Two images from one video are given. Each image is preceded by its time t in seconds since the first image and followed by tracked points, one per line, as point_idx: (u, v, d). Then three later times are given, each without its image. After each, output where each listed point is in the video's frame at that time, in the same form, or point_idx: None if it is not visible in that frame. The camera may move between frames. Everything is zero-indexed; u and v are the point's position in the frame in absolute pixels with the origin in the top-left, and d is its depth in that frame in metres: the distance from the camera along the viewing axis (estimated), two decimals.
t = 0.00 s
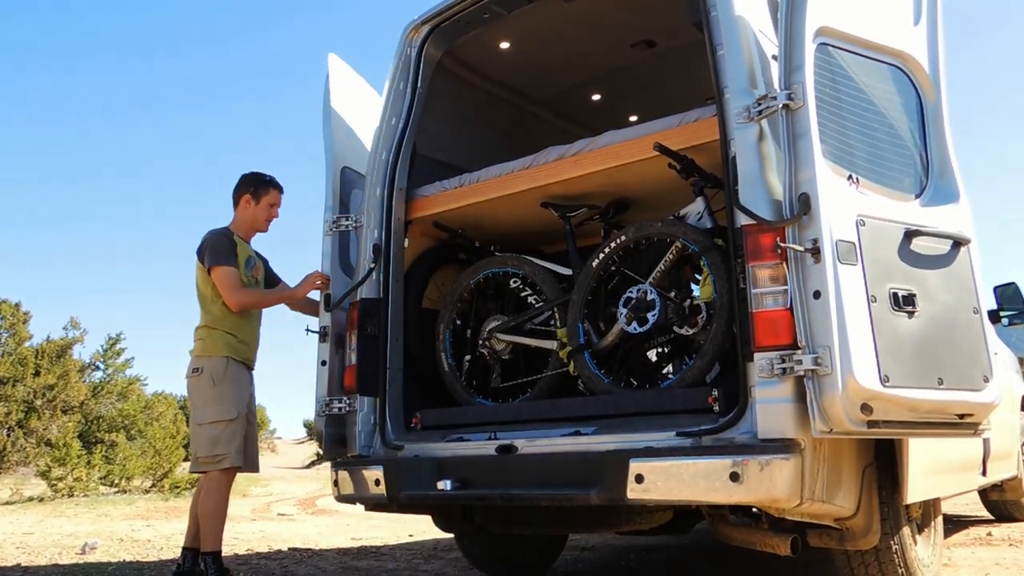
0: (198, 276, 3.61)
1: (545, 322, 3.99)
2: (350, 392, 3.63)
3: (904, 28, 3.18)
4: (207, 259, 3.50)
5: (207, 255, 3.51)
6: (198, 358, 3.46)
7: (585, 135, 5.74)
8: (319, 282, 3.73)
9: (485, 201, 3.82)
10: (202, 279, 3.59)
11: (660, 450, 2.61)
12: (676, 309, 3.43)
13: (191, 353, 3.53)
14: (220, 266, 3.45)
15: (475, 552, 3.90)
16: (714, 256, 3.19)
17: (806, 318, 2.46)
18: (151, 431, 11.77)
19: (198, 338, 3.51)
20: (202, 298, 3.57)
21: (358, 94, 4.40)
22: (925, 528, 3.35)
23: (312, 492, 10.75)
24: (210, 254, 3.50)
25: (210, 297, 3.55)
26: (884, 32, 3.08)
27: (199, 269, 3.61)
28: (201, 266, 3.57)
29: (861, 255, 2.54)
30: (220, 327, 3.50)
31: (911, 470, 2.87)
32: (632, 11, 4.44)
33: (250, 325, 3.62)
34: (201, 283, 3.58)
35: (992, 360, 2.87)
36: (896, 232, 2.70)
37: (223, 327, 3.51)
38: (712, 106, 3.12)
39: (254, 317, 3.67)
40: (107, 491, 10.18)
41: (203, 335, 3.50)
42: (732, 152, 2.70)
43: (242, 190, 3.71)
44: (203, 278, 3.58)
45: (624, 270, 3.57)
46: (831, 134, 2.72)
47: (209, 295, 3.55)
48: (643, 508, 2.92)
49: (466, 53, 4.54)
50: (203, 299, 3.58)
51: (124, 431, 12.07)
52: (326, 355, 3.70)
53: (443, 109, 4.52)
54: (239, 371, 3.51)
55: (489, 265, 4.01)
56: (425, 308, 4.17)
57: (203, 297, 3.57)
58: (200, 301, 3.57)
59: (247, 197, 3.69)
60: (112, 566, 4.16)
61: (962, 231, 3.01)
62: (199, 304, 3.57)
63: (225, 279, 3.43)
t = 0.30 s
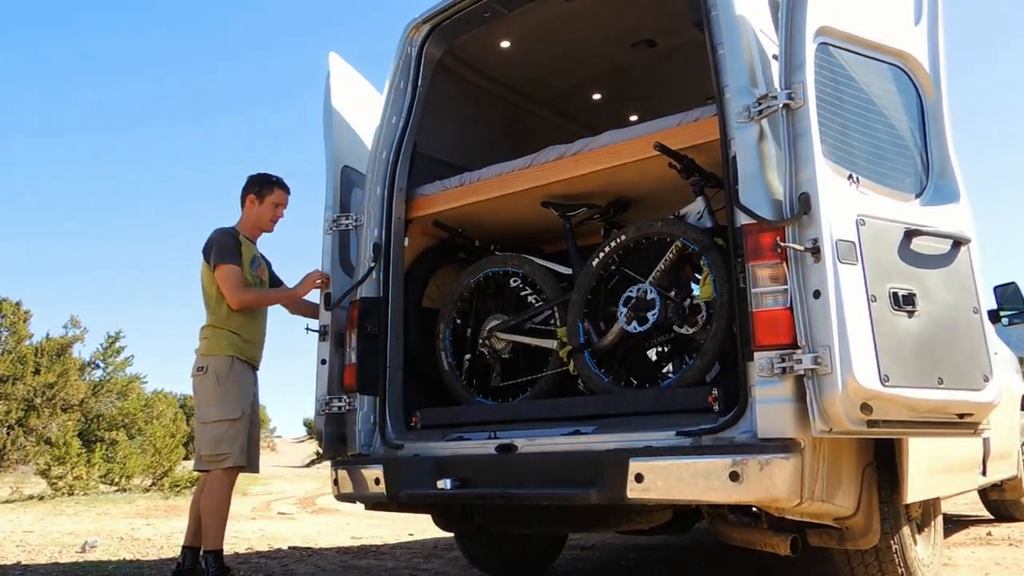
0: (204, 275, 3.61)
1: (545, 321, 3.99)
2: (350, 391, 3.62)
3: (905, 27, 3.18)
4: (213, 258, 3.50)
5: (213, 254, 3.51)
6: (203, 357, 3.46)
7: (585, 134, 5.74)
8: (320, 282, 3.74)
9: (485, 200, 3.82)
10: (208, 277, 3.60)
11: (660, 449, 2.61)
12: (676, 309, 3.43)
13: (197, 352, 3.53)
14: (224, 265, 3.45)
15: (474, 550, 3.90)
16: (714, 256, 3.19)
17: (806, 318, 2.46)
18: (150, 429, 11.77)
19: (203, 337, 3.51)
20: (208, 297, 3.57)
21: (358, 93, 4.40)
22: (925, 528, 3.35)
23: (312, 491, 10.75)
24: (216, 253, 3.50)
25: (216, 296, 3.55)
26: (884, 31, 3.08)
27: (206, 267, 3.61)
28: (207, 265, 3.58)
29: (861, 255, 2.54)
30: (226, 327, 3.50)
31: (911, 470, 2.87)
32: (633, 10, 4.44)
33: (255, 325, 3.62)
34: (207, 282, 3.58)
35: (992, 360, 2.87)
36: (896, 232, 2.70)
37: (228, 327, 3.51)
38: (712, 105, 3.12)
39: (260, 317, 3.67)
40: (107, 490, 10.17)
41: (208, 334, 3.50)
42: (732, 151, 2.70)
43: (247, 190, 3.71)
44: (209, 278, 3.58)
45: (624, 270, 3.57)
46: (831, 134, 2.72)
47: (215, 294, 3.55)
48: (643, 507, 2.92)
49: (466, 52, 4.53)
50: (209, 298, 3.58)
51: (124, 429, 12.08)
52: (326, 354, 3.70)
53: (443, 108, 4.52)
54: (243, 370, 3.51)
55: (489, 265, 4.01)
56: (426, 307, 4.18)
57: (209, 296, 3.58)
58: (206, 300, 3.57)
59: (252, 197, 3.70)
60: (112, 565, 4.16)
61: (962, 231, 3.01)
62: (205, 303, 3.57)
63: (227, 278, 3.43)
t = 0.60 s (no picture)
0: (195, 274, 3.62)
1: (545, 321, 3.99)
2: (350, 390, 3.62)
3: (905, 27, 3.18)
4: (201, 256, 3.51)
5: (200, 254, 3.52)
6: (193, 355, 3.47)
7: (586, 134, 5.74)
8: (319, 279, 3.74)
9: (485, 200, 3.82)
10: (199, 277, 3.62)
11: (660, 449, 2.61)
12: (676, 309, 3.43)
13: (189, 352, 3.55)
14: (215, 263, 3.45)
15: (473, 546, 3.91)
16: (714, 255, 3.19)
17: (806, 317, 2.45)
18: (150, 428, 11.77)
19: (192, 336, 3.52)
20: (199, 296, 3.59)
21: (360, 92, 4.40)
22: (925, 528, 3.36)
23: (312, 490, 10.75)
24: (204, 252, 3.51)
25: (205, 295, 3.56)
26: (884, 31, 3.08)
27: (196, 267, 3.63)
28: (197, 265, 3.59)
29: (862, 254, 2.54)
30: (212, 324, 3.50)
31: (911, 470, 2.87)
32: (633, 10, 4.44)
33: (247, 322, 3.60)
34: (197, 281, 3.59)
35: (992, 360, 2.87)
36: (897, 231, 2.70)
37: (216, 324, 3.50)
38: (713, 104, 3.12)
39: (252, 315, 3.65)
40: (107, 489, 10.17)
41: (197, 332, 3.51)
42: (732, 151, 2.69)
43: (238, 188, 3.72)
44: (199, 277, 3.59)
45: (624, 269, 3.57)
46: (831, 133, 2.72)
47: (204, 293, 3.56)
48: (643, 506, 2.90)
49: (467, 51, 4.54)
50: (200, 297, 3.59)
51: (124, 428, 12.08)
52: (327, 353, 3.69)
53: (444, 107, 4.52)
54: (235, 366, 3.50)
55: (489, 264, 4.01)
56: (426, 306, 4.17)
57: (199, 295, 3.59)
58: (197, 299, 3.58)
59: (242, 194, 3.69)
60: (112, 564, 4.16)
61: (963, 231, 3.01)
62: (196, 302, 3.58)
63: (223, 274, 3.43)
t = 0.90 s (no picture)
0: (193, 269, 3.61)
1: (545, 320, 4.00)
2: (350, 389, 3.62)
3: (905, 27, 3.18)
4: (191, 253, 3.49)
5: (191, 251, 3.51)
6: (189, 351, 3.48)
7: (586, 133, 5.74)
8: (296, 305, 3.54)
9: (485, 199, 3.82)
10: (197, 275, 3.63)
11: (659, 449, 2.61)
12: (676, 308, 3.43)
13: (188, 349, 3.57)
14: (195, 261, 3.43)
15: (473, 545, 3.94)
16: (714, 255, 3.19)
17: (806, 317, 2.46)
18: (150, 427, 11.77)
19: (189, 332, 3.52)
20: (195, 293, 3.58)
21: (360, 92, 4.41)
22: (925, 528, 3.36)
23: (311, 489, 10.75)
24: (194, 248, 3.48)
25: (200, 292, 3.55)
26: (884, 31, 3.08)
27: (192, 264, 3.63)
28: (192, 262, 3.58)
29: (862, 254, 2.54)
30: (208, 321, 3.48)
31: (911, 470, 2.87)
32: (633, 9, 4.44)
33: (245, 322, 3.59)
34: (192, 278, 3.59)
35: (992, 360, 2.87)
36: (897, 231, 2.70)
37: (212, 321, 3.48)
38: (713, 104, 3.12)
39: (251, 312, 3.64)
40: (106, 488, 10.16)
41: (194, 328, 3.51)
42: (732, 151, 2.69)
43: (235, 181, 3.71)
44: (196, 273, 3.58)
45: (624, 269, 3.57)
46: (832, 133, 2.72)
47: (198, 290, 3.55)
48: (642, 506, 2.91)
49: (467, 51, 4.54)
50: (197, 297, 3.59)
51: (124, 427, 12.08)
52: (326, 352, 3.70)
53: (444, 107, 4.52)
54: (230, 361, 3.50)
55: (489, 264, 4.01)
56: (426, 305, 4.18)
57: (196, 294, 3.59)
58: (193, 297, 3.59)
59: (237, 187, 3.68)
60: (112, 563, 4.16)
61: (963, 231, 3.01)
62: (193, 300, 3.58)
63: (197, 275, 3.40)
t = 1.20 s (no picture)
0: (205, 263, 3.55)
1: (545, 320, 4.00)
2: (350, 389, 3.62)
3: (905, 27, 3.18)
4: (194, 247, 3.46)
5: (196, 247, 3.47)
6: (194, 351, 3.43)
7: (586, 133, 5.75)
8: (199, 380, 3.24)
9: (485, 199, 3.82)
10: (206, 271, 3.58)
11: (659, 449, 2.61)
12: (676, 308, 3.43)
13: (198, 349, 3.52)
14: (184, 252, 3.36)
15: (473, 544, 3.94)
16: (714, 254, 3.19)
17: (806, 317, 2.46)
18: (150, 427, 11.77)
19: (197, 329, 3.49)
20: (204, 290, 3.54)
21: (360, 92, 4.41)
22: (925, 527, 3.36)
23: (311, 488, 10.76)
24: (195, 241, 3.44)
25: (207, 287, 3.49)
26: (884, 31, 3.08)
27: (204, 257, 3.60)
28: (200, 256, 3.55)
29: (861, 254, 2.54)
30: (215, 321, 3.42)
31: (911, 469, 2.87)
32: (632, 9, 4.44)
33: (251, 320, 3.49)
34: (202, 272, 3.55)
35: (992, 360, 2.87)
36: (897, 230, 2.70)
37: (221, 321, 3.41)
38: (713, 104, 3.12)
39: (259, 309, 3.53)
40: (106, 488, 10.15)
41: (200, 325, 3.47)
42: (732, 151, 2.69)
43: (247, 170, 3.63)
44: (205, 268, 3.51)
45: (624, 268, 3.57)
46: (831, 133, 2.72)
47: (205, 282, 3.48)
48: (642, 505, 2.91)
49: (466, 51, 4.54)
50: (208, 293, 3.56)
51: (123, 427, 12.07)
52: (326, 352, 3.71)
53: (444, 107, 4.52)
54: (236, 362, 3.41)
55: (489, 263, 4.01)
56: (426, 305, 4.18)
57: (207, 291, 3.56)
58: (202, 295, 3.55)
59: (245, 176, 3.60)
60: (112, 563, 4.16)
61: (963, 230, 3.01)
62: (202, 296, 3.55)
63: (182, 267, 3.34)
